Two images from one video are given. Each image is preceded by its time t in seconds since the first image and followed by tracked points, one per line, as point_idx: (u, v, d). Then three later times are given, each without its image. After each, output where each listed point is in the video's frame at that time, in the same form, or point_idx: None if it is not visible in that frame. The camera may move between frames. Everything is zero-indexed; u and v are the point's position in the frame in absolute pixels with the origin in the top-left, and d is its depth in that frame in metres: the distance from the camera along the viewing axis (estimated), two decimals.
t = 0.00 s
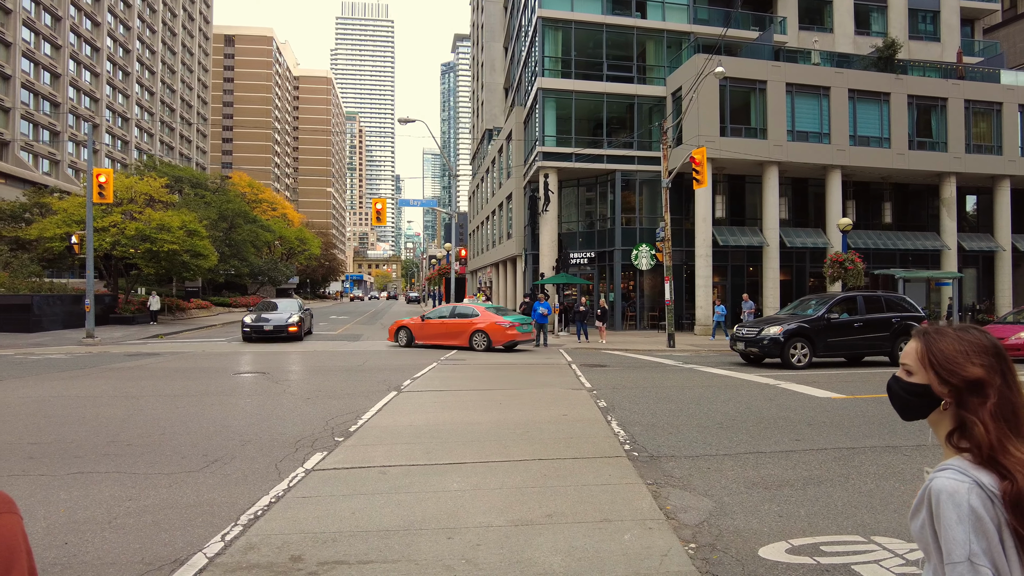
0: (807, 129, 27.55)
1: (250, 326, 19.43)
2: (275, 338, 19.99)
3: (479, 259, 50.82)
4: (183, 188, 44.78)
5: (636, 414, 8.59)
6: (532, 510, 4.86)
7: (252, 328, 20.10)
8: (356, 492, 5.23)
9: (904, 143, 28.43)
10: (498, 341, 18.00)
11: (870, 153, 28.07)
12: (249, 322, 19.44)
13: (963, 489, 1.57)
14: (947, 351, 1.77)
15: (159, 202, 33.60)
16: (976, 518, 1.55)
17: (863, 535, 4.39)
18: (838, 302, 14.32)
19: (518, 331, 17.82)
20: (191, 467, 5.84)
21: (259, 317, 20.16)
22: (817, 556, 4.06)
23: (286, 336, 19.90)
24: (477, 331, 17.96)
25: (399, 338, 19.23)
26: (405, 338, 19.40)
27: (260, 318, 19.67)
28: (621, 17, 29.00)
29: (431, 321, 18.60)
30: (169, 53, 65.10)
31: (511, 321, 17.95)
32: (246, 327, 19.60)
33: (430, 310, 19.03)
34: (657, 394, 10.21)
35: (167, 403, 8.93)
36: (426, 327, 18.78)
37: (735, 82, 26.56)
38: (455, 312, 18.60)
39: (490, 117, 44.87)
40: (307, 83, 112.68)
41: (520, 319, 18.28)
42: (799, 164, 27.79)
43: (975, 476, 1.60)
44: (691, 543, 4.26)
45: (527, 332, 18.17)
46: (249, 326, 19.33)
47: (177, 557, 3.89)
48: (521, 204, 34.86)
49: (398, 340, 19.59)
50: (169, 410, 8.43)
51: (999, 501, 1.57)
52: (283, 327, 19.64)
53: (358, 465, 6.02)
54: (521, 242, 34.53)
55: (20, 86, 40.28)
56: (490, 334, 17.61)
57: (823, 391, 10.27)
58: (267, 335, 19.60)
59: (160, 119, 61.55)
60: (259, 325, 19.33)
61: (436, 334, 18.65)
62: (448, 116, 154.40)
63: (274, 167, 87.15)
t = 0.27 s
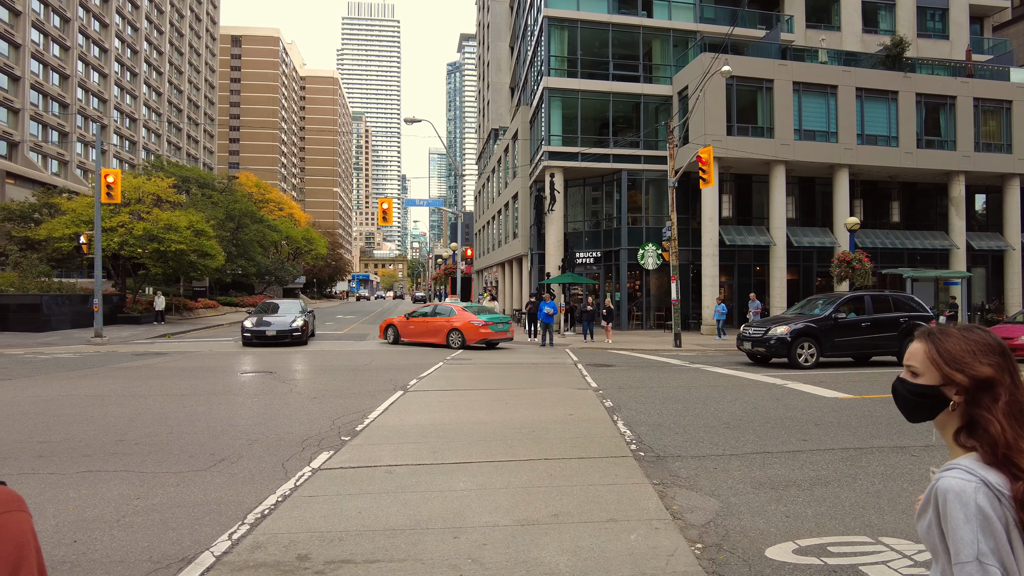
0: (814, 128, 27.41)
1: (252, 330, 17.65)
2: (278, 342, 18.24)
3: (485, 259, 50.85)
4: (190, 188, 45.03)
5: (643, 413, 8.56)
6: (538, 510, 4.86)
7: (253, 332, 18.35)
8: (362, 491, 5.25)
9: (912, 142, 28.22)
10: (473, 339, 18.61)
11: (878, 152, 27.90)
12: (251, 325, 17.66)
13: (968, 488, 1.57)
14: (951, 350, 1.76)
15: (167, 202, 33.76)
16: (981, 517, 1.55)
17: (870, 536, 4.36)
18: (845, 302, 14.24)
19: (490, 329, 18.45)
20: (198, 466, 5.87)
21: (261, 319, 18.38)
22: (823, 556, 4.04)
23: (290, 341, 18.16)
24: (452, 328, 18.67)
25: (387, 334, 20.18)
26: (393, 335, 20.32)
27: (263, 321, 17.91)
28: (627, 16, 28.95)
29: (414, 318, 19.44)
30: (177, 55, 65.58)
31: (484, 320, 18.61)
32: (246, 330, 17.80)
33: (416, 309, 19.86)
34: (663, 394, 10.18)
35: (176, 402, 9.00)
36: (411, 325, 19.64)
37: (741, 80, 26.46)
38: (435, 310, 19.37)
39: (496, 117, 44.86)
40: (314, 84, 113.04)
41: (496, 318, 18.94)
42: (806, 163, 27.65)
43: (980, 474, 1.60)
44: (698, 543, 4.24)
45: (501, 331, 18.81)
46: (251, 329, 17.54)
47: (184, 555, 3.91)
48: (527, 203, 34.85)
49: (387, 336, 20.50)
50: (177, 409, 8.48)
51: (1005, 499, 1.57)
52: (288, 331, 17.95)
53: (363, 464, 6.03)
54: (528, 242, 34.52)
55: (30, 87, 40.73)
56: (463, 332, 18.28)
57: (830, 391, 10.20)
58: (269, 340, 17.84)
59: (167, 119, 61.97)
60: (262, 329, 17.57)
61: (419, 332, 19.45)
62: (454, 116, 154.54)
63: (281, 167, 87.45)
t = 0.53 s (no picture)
0: (822, 127, 27.26)
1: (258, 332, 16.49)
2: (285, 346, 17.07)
3: (491, 258, 50.85)
4: (198, 188, 45.27)
5: (649, 413, 8.54)
6: (545, 509, 4.85)
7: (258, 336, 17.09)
8: (369, 490, 5.26)
9: (921, 141, 28.03)
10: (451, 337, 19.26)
11: (886, 151, 27.71)
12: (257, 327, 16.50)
13: (981, 489, 1.56)
14: (961, 349, 1.74)
15: (174, 202, 33.91)
16: (996, 518, 1.53)
17: (879, 537, 4.33)
18: (853, 301, 14.15)
19: (465, 328, 19.10)
20: (206, 464, 5.90)
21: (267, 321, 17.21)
22: (832, 557, 4.01)
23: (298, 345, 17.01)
24: (432, 326, 19.49)
25: (380, 332, 21.27)
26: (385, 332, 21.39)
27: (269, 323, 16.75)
28: (634, 16, 28.87)
29: (402, 316, 20.43)
30: (185, 55, 65.95)
31: (461, 319, 19.29)
32: (251, 332, 16.62)
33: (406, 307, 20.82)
34: (670, 393, 10.14)
35: (184, 401, 9.04)
36: (399, 322, 20.64)
37: (749, 79, 26.35)
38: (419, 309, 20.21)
39: (502, 116, 44.87)
40: (321, 84, 113.40)
41: (475, 317, 19.60)
42: (814, 162, 27.50)
43: (993, 475, 1.59)
44: (705, 544, 4.23)
45: (478, 330, 19.46)
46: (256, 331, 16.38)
47: (192, 554, 3.92)
48: (533, 202, 34.83)
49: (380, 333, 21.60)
50: (185, 408, 8.52)
51: (1018, 501, 1.56)
52: (297, 335, 16.79)
53: (370, 463, 6.04)
54: (534, 241, 34.50)
55: (39, 88, 41.05)
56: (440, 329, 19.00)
57: (838, 391, 10.13)
58: (276, 343, 16.66)
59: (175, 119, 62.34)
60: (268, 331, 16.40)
61: (405, 329, 20.34)
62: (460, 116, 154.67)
63: (288, 167, 87.78)
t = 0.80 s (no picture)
0: (830, 126, 27.10)
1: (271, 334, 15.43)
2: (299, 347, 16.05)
3: (497, 258, 50.86)
4: (206, 188, 45.52)
5: (656, 413, 8.51)
6: (551, 509, 4.84)
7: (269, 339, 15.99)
8: (376, 489, 5.27)
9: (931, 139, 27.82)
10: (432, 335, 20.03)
11: (895, 150, 27.51)
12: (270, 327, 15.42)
13: (991, 492, 1.54)
14: (967, 349, 1.73)
15: (182, 202, 34.08)
16: (1005, 521, 1.52)
17: (887, 538, 4.30)
18: (861, 301, 14.05)
19: (444, 327, 19.77)
20: (214, 463, 5.93)
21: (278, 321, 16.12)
22: (841, 559, 3.98)
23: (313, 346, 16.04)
24: (416, 324, 20.38)
25: (375, 328, 22.45)
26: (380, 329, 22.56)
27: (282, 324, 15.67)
28: (641, 15, 28.79)
29: (393, 313, 21.46)
30: (193, 56, 66.33)
31: (442, 318, 19.99)
32: (263, 333, 15.50)
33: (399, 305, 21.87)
34: (677, 393, 10.10)
35: (192, 400, 9.09)
36: (392, 319, 21.71)
37: (756, 78, 26.23)
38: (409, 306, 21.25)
39: (508, 116, 44.87)
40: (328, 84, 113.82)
41: (455, 316, 20.26)
42: (822, 161, 27.34)
43: (1002, 478, 1.57)
44: (712, 544, 4.21)
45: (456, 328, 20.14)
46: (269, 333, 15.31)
47: (200, 553, 3.94)
48: (540, 202, 34.79)
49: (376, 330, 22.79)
50: (192, 407, 8.56)
51: None
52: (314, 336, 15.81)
53: (378, 462, 6.06)
54: (540, 241, 34.47)
55: (49, 89, 41.39)
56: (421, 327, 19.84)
57: (846, 392, 10.06)
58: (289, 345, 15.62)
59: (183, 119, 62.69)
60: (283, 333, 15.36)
61: (395, 326, 21.35)
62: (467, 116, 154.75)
63: (295, 167, 88.13)
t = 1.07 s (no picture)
0: (837, 125, 26.94)
1: (292, 337, 14.35)
2: (319, 350, 15.05)
3: (503, 258, 50.86)
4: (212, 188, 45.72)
5: (663, 413, 8.49)
6: (557, 510, 4.83)
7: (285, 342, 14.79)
8: (383, 488, 5.28)
9: (939, 138, 27.63)
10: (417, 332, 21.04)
11: (903, 149, 27.33)
12: (290, 330, 14.35)
13: (997, 495, 1.53)
14: (972, 349, 1.72)
15: (189, 202, 34.25)
16: (1010, 524, 1.51)
17: (895, 540, 4.27)
18: (868, 301, 13.97)
19: (426, 323, 20.76)
20: (221, 462, 5.95)
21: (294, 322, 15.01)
22: (847, 560, 3.95)
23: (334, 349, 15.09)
24: (403, 320, 21.48)
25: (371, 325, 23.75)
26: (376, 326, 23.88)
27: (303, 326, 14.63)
28: (647, 14, 28.71)
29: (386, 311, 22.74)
30: (199, 56, 66.64)
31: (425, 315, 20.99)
32: (282, 336, 14.38)
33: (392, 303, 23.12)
34: (683, 394, 10.07)
35: (198, 400, 9.13)
36: (385, 316, 22.99)
37: (763, 77, 26.13)
38: (399, 305, 22.36)
39: (514, 116, 44.85)
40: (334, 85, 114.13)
41: (438, 313, 21.14)
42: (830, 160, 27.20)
43: (1008, 480, 1.55)
44: (718, 545, 4.19)
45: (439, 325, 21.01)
46: (292, 336, 14.24)
47: (206, 552, 3.96)
48: (545, 202, 34.77)
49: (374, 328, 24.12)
50: (199, 406, 8.60)
51: None
52: (337, 338, 14.91)
53: (384, 461, 6.08)
54: (546, 240, 34.45)
55: (57, 90, 41.68)
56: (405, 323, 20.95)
57: (853, 392, 9.99)
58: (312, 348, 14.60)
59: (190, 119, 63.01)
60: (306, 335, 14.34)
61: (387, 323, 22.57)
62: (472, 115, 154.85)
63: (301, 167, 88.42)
